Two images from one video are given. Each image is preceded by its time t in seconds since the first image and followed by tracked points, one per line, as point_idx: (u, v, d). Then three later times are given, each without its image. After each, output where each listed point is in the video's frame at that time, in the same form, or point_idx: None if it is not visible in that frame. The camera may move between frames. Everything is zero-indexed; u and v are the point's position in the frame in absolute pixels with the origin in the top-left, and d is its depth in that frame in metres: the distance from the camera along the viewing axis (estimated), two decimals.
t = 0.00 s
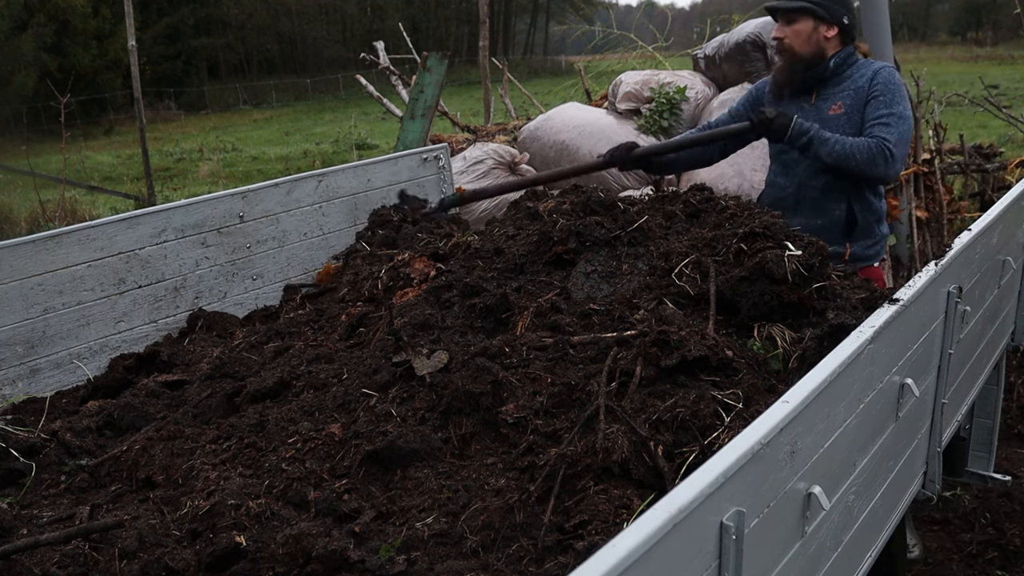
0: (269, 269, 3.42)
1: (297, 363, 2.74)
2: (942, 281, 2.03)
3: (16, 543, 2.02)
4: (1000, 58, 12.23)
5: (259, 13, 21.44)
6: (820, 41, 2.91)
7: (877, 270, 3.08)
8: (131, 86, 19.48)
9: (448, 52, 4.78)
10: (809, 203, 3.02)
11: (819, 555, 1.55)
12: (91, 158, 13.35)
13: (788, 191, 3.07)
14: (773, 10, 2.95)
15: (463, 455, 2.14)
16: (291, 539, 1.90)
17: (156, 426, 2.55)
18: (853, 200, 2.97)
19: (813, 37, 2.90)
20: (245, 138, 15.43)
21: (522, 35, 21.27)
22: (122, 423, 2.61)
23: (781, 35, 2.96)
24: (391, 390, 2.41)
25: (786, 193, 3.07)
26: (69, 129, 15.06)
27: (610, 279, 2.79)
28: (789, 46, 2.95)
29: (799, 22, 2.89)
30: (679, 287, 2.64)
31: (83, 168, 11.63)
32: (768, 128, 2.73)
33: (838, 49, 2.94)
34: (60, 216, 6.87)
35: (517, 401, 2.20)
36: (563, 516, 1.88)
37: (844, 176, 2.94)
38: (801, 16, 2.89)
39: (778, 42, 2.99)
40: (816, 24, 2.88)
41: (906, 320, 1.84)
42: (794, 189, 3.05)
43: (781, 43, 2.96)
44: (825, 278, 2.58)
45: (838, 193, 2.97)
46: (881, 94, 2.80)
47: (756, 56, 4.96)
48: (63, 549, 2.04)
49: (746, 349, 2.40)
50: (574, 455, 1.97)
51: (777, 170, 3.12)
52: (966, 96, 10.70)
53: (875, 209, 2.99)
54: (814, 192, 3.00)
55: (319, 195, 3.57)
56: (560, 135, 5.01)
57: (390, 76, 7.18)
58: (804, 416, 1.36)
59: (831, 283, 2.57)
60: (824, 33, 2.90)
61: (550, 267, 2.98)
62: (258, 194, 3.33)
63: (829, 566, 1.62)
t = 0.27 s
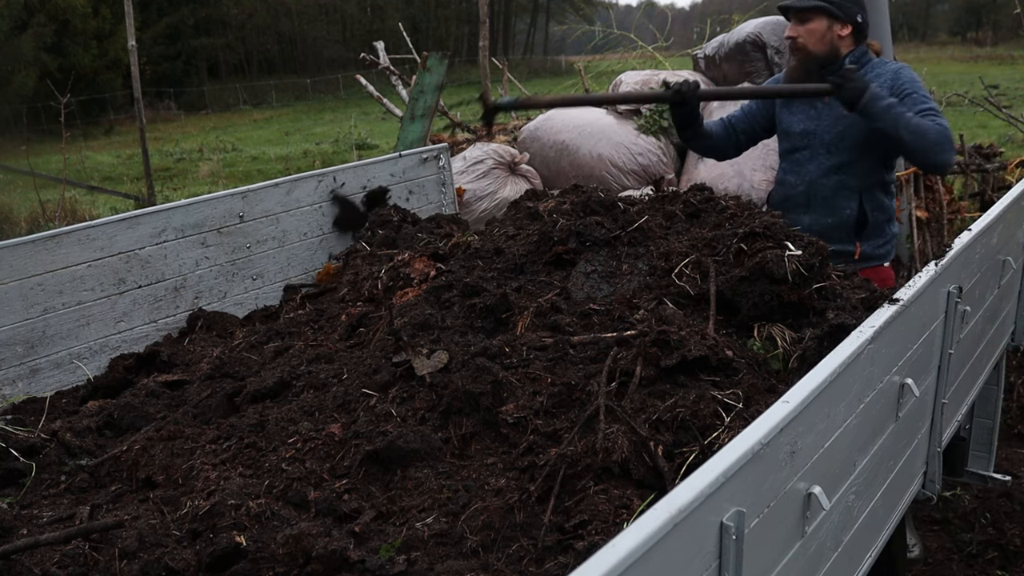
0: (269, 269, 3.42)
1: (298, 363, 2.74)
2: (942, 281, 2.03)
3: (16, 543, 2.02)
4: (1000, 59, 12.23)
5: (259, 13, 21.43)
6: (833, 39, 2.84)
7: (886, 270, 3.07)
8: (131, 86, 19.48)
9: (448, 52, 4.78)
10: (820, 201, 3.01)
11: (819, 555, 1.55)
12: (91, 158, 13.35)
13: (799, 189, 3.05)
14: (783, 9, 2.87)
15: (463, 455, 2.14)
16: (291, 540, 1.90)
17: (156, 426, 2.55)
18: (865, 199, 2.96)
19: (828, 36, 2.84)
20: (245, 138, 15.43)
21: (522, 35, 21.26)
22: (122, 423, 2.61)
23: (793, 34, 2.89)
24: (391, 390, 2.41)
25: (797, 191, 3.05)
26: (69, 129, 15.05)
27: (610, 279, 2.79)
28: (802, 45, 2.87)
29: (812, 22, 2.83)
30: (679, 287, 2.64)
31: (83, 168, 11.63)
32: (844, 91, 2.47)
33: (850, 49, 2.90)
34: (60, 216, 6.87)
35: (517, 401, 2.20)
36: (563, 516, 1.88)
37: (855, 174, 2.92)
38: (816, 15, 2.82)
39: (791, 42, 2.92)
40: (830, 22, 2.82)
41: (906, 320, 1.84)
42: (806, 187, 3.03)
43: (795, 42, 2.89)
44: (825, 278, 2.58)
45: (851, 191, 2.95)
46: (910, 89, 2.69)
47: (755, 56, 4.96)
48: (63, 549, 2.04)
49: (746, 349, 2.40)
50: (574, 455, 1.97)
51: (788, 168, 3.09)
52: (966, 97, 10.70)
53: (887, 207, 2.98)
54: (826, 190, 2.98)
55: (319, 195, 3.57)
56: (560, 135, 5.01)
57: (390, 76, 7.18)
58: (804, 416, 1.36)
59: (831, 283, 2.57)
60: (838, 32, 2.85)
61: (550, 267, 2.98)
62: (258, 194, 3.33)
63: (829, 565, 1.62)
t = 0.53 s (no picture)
0: (269, 269, 3.42)
1: (298, 363, 2.74)
2: (942, 281, 2.03)
3: (16, 543, 2.02)
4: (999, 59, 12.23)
5: (259, 13, 21.42)
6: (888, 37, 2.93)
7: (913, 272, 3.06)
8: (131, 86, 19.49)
9: (448, 52, 4.79)
10: (863, 199, 2.94)
11: (819, 555, 1.55)
12: (91, 158, 13.35)
13: (839, 187, 2.97)
14: (843, 4, 2.88)
15: (463, 455, 2.14)
16: (291, 540, 1.90)
17: (156, 426, 2.55)
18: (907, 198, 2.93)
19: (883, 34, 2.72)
20: (245, 138, 15.43)
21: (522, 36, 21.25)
22: (122, 423, 2.61)
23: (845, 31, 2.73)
24: (391, 390, 2.41)
25: (838, 189, 2.97)
26: (69, 129, 15.05)
27: (610, 279, 2.79)
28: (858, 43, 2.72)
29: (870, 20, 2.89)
30: (679, 287, 2.64)
31: (83, 168, 11.63)
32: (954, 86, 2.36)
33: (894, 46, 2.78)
34: (60, 216, 6.86)
35: (517, 401, 2.20)
36: (563, 516, 1.88)
37: (898, 173, 2.89)
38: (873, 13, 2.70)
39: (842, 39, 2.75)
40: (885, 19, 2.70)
41: (906, 320, 1.84)
42: (848, 185, 2.94)
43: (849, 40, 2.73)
44: (825, 279, 2.59)
45: (895, 190, 2.91)
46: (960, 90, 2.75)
47: (755, 56, 4.96)
48: (63, 549, 2.04)
49: (746, 349, 2.40)
50: (574, 455, 1.97)
51: (825, 165, 3.00)
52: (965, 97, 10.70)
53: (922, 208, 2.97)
54: (871, 188, 2.91)
55: (319, 195, 3.57)
56: (560, 135, 5.01)
57: (390, 76, 7.19)
58: (804, 416, 1.36)
59: (831, 283, 2.57)
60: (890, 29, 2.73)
61: (550, 267, 2.98)
62: (258, 194, 3.33)
63: (829, 566, 1.62)
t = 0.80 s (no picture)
0: (269, 269, 3.42)
1: (297, 363, 2.74)
2: (942, 281, 2.03)
3: (16, 543, 2.02)
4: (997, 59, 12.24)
5: (259, 13, 21.42)
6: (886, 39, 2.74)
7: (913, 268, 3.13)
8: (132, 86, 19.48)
9: (448, 52, 4.79)
10: (877, 196, 2.95)
11: (819, 555, 1.55)
12: (91, 158, 13.35)
13: (855, 186, 2.95)
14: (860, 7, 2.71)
15: (463, 455, 2.14)
16: (291, 540, 1.90)
17: (156, 426, 2.55)
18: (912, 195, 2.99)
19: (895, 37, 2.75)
20: (245, 138, 15.43)
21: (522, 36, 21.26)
22: (122, 423, 2.61)
23: (868, 34, 2.70)
24: (391, 390, 2.41)
25: (854, 188, 2.95)
26: (69, 129, 15.05)
27: (610, 279, 2.79)
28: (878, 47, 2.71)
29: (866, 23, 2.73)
30: (679, 287, 2.64)
31: (83, 168, 11.62)
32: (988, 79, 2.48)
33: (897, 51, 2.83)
34: (60, 216, 6.86)
35: (517, 401, 2.20)
36: (563, 516, 1.88)
37: (906, 171, 2.94)
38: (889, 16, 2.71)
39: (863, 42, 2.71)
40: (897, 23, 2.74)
41: (906, 320, 1.84)
42: (864, 183, 2.93)
43: (870, 44, 2.71)
44: (825, 279, 2.59)
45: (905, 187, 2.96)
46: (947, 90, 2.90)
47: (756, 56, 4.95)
48: (63, 549, 2.04)
49: (746, 349, 2.40)
50: (574, 455, 1.97)
51: (838, 166, 2.96)
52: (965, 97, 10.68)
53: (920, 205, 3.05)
54: (886, 185, 2.93)
55: (319, 195, 3.57)
56: (559, 135, 5.02)
57: (390, 76, 7.19)
58: (804, 416, 1.36)
59: (831, 283, 2.57)
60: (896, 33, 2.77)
61: (550, 267, 2.98)
62: (258, 193, 3.33)
63: (830, 565, 1.62)
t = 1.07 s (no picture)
0: (269, 269, 3.42)
1: (297, 363, 2.74)
2: (942, 281, 2.03)
3: (16, 543, 2.02)
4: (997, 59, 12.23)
5: (259, 13, 21.42)
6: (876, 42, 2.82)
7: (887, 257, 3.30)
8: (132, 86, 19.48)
9: (448, 52, 4.78)
10: (873, 190, 3.05)
11: (819, 555, 1.55)
12: (91, 158, 13.35)
13: (856, 181, 3.01)
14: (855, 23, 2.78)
15: (463, 455, 2.14)
16: (291, 540, 1.90)
17: (156, 426, 2.55)
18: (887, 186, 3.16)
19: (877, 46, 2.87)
20: (245, 138, 15.43)
21: (522, 36, 21.25)
22: (122, 423, 2.61)
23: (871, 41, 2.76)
24: (391, 390, 2.41)
25: (856, 183, 3.01)
26: (69, 129, 15.05)
27: (610, 279, 2.79)
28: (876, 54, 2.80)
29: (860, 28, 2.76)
30: (679, 287, 2.64)
31: (83, 168, 11.62)
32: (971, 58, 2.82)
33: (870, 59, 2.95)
34: (60, 216, 6.86)
35: (517, 401, 2.20)
36: (563, 516, 1.88)
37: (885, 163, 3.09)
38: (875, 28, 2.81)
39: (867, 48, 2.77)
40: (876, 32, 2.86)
41: (906, 320, 1.84)
42: (863, 178, 3.01)
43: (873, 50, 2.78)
44: (825, 279, 2.59)
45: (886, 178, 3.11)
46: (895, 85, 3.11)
47: (755, 56, 4.95)
48: (63, 549, 2.04)
49: (746, 349, 2.40)
50: (574, 455, 1.97)
51: (839, 164, 2.98)
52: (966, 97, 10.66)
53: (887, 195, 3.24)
54: (877, 179, 3.05)
55: (319, 195, 3.57)
56: (559, 135, 5.02)
57: (390, 76, 7.18)
58: (804, 416, 1.36)
59: (832, 283, 2.58)
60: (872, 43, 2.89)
61: (550, 267, 2.98)
62: (258, 193, 3.33)
63: (829, 565, 1.62)
